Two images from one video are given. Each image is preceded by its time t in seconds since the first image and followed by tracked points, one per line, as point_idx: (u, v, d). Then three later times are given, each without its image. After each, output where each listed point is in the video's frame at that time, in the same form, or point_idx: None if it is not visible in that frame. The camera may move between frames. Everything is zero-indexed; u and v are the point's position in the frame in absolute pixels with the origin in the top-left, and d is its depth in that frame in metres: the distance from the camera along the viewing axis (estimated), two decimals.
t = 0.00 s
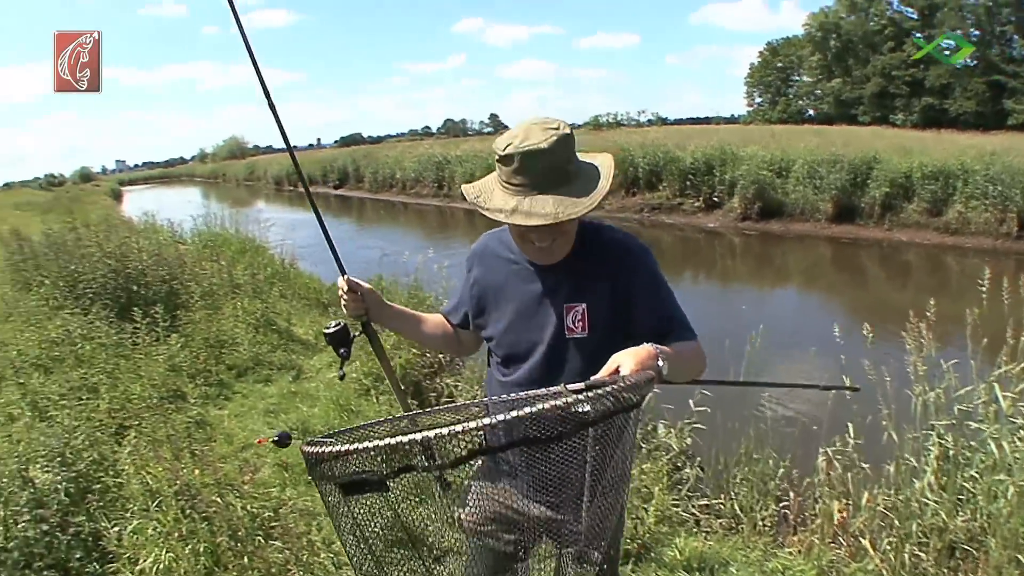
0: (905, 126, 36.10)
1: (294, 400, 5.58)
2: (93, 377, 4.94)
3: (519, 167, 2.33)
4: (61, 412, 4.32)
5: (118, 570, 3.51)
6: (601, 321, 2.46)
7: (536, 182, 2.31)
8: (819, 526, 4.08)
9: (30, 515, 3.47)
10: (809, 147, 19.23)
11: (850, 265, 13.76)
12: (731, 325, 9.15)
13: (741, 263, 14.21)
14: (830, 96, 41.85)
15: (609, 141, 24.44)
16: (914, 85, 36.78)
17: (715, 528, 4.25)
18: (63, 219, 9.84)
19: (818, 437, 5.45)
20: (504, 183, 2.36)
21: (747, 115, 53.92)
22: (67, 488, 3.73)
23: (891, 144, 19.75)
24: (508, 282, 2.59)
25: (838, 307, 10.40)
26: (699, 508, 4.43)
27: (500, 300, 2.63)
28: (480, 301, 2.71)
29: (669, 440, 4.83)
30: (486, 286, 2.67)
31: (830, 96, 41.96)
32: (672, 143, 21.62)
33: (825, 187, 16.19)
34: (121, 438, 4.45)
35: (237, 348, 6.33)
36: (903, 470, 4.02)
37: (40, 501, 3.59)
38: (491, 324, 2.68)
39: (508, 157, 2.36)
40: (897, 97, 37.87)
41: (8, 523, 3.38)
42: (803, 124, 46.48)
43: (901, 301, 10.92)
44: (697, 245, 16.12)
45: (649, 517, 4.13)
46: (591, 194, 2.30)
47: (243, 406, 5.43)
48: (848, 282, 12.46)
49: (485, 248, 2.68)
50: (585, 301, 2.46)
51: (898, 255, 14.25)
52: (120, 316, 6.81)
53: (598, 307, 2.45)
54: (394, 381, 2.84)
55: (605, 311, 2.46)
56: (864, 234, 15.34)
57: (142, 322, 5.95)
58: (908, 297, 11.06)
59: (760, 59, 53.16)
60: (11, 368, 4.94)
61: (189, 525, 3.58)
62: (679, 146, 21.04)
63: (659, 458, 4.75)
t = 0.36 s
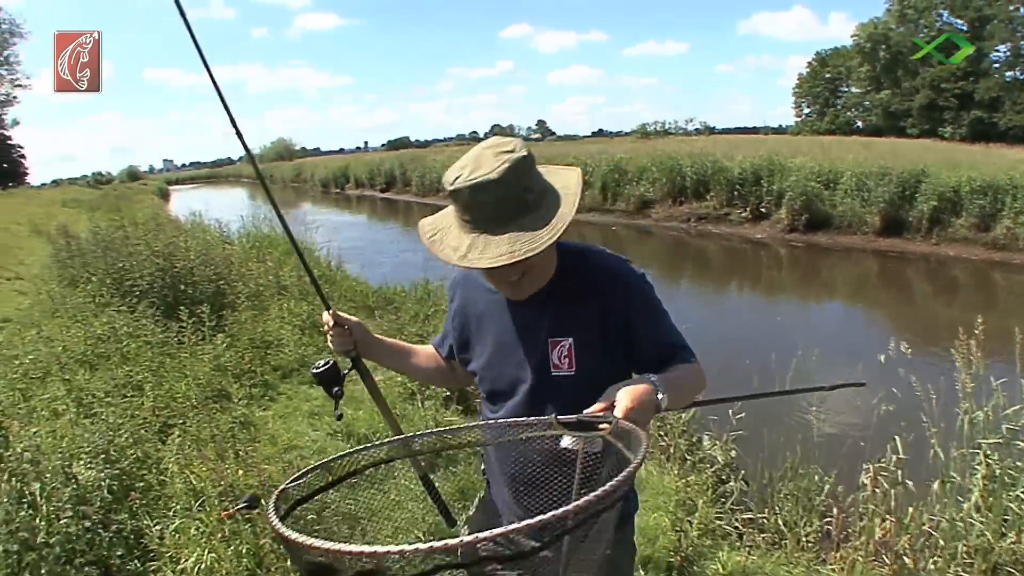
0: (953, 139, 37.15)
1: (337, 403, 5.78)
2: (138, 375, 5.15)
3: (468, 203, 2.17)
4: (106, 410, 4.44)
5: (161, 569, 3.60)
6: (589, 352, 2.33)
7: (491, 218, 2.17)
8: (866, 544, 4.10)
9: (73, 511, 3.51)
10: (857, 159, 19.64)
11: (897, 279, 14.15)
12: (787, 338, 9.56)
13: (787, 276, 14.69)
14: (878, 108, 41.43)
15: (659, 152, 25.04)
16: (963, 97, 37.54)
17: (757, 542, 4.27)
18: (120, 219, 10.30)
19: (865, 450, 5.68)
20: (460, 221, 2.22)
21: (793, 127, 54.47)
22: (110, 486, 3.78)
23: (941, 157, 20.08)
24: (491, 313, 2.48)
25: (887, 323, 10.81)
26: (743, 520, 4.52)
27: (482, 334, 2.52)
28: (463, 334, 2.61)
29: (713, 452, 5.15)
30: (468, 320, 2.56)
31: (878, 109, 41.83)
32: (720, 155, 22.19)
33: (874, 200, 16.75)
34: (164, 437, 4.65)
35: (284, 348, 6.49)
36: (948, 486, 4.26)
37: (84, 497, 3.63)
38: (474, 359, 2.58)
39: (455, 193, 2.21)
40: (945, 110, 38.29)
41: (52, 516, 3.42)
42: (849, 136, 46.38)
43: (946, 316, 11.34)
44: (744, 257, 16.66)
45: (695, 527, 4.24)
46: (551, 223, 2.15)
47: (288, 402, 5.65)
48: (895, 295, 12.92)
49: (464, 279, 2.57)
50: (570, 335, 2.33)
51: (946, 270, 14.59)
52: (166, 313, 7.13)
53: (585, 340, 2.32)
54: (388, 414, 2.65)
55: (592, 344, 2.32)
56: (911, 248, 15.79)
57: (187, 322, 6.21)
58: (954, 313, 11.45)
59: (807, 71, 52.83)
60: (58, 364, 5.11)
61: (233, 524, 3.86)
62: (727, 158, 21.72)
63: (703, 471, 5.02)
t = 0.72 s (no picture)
0: (1003, 148, 37.54)
1: (385, 407, 6.23)
2: (184, 375, 5.39)
3: (429, 192, 2.29)
4: (152, 409, 4.63)
5: (204, 570, 3.84)
6: (580, 348, 2.43)
7: (453, 205, 2.27)
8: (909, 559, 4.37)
9: (117, 511, 3.71)
10: (905, 168, 20.24)
11: (943, 290, 14.99)
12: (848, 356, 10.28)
13: (835, 286, 15.60)
14: (925, 116, 42.51)
15: (707, 160, 25.81)
16: (1011, 104, 37.56)
17: (803, 559, 4.72)
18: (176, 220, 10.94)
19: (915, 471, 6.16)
20: (428, 211, 2.34)
21: (838, 134, 55.21)
22: (154, 486, 3.97)
23: (990, 166, 20.57)
24: (476, 317, 2.59)
25: (936, 336, 11.69)
26: (788, 536, 4.93)
27: (470, 336, 2.64)
28: (449, 340, 2.74)
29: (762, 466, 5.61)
30: (453, 323, 2.68)
31: (926, 116, 42.48)
32: (767, 164, 23.01)
33: (920, 210, 17.40)
34: (210, 438, 4.86)
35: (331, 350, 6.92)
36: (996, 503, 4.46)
37: (128, 498, 3.83)
38: (462, 362, 2.70)
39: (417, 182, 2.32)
40: (993, 117, 38.31)
41: (96, 515, 3.63)
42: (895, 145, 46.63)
43: (992, 328, 12.19)
44: (791, 265, 17.65)
45: (740, 541, 4.78)
46: (514, 207, 2.24)
47: (335, 408, 6.11)
48: (940, 310, 13.59)
49: (448, 285, 2.69)
50: (559, 330, 2.43)
51: (993, 280, 15.32)
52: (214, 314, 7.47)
53: (574, 333, 2.42)
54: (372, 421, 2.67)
55: (583, 336, 2.42)
56: (957, 259, 16.44)
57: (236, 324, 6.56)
58: (997, 326, 12.29)
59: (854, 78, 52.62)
60: (103, 364, 5.30)
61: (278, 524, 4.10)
62: (774, 166, 22.56)
63: (750, 484, 5.49)
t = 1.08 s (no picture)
0: None
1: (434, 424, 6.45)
2: (230, 385, 5.73)
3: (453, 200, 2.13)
4: (197, 418, 4.88)
5: None
6: (601, 389, 2.19)
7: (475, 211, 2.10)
8: None
9: (161, 520, 3.94)
10: (956, 194, 20.47)
11: (990, 318, 15.38)
12: (898, 386, 10.58)
13: (881, 312, 16.10)
14: (975, 138, 44.14)
15: (758, 182, 26.41)
16: None
17: None
18: (228, 232, 11.48)
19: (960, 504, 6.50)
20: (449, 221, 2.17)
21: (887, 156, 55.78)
22: (200, 496, 4.14)
23: None
24: (499, 348, 2.39)
25: (986, 365, 12.07)
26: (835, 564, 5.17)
27: (489, 366, 2.45)
28: (471, 370, 2.55)
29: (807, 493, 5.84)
30: (477, 351, 2.49)
31: (975, 139, 44.28)
32: (816, 187, 23.52)
33: (969, 236, 17.72)
34: (254, 448, 5.11)
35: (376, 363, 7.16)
36: None
37: (173, 507, 4.04)
38: (481, 396, 2.51)
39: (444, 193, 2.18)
40: None
41: (140, 524, 3.86)
42: (945, 166, 48.20)
43: None
44: (837, 289, 18.25)
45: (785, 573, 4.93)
46: (537, 222, 2.04)
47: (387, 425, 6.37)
48: (987, 340, 13.88)
49: (476, 312, 2.50)
50: (582, 367, 2.21)
51: None
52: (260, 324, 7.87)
53: (596, 374, 2.19)
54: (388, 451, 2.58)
55: (607, 377, 2.19)
56: (1006, 287, 16.73)
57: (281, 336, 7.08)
58: None
59: (904, 100, 55.16)
60: (150, 370, 5.55)
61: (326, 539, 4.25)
62: (824, 189, 23.18)
63: (796, 512, 5.72)
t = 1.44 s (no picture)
0: None
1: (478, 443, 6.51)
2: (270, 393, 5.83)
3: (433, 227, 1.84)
4: (237, 427, 5.03)
5: None
6: (594, 467, 1.91)
7: (458, 246, 1.82)
8: None
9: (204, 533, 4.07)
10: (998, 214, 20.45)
11: None
12: (943, 408, 10.60)
13: (921, 330, 16.06)
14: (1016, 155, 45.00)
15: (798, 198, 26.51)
16: None
17: None
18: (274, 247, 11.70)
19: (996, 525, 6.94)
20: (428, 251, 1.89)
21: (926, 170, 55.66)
22: (242, 509, 4.28)
23: None
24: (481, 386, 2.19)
25: None
26: None
27: (468, 413, 2.25)
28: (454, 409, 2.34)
29: (851, 515, 6.23)
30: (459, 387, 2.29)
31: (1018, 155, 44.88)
32: (855, 203, 23.59)
33: (1011, 254, 17.73)
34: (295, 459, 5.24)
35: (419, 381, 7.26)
36: None
37: (216, 521, 4.18)
38: (458, 439, 2.28)
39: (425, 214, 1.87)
40: None
41: (183, 536, 3.99)
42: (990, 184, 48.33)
43: None
44: (876, 306, 18.25)
45: None
46: (533, 268, 1.77)
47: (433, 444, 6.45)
48: None
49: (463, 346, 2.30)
50: (575, 439, 1.93)
51: None
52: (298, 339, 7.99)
53: (591, 447, 1.90)
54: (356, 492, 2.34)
55: (603, 454, 1.89)
56: None
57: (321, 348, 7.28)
58: None
59: (944, 117, 54.54)
60: (190, 380, 5.79)
61: (368, 562, 4.23)
62: (864, 204, 23.17)
63: (839, 534, 6.11)
